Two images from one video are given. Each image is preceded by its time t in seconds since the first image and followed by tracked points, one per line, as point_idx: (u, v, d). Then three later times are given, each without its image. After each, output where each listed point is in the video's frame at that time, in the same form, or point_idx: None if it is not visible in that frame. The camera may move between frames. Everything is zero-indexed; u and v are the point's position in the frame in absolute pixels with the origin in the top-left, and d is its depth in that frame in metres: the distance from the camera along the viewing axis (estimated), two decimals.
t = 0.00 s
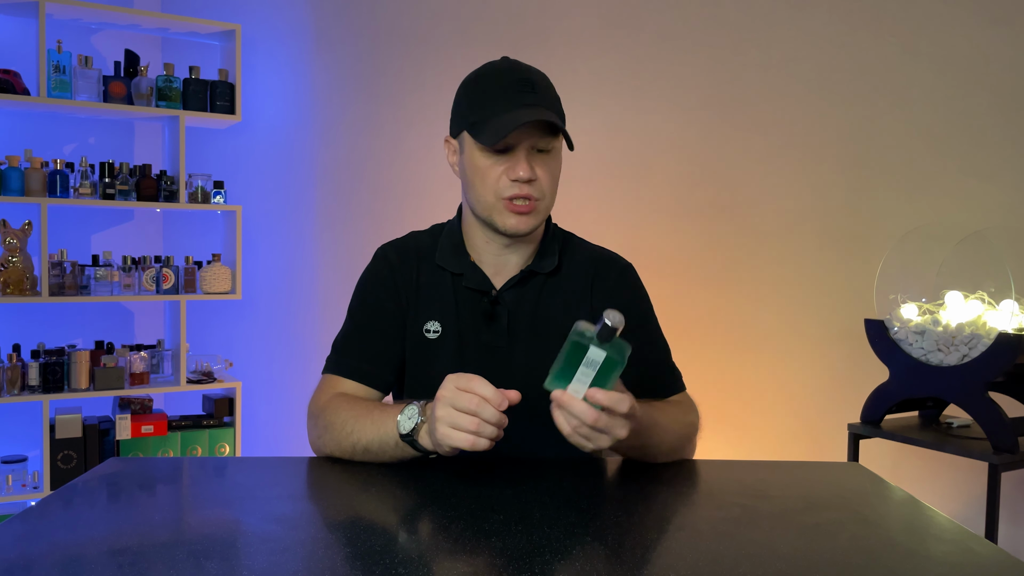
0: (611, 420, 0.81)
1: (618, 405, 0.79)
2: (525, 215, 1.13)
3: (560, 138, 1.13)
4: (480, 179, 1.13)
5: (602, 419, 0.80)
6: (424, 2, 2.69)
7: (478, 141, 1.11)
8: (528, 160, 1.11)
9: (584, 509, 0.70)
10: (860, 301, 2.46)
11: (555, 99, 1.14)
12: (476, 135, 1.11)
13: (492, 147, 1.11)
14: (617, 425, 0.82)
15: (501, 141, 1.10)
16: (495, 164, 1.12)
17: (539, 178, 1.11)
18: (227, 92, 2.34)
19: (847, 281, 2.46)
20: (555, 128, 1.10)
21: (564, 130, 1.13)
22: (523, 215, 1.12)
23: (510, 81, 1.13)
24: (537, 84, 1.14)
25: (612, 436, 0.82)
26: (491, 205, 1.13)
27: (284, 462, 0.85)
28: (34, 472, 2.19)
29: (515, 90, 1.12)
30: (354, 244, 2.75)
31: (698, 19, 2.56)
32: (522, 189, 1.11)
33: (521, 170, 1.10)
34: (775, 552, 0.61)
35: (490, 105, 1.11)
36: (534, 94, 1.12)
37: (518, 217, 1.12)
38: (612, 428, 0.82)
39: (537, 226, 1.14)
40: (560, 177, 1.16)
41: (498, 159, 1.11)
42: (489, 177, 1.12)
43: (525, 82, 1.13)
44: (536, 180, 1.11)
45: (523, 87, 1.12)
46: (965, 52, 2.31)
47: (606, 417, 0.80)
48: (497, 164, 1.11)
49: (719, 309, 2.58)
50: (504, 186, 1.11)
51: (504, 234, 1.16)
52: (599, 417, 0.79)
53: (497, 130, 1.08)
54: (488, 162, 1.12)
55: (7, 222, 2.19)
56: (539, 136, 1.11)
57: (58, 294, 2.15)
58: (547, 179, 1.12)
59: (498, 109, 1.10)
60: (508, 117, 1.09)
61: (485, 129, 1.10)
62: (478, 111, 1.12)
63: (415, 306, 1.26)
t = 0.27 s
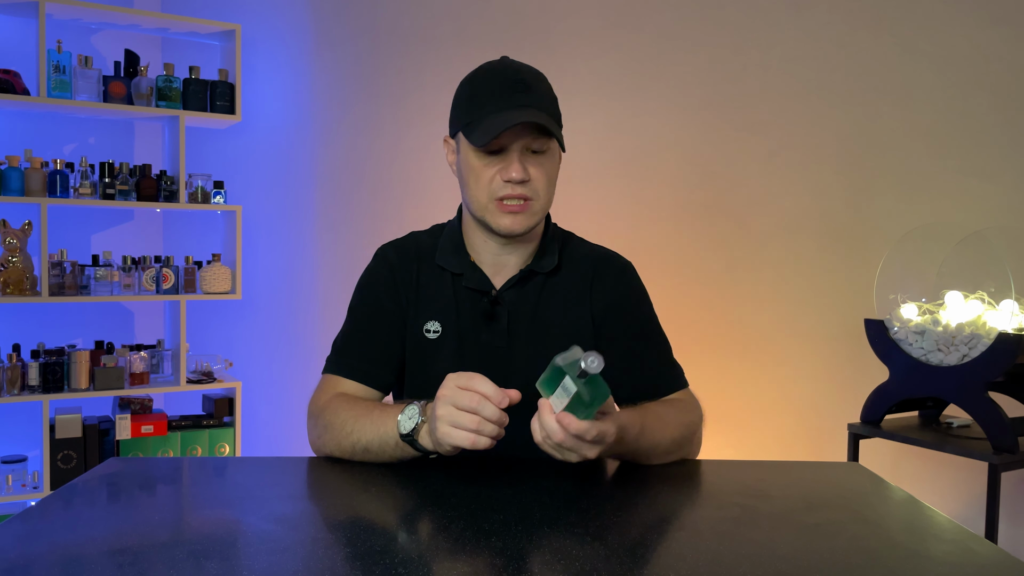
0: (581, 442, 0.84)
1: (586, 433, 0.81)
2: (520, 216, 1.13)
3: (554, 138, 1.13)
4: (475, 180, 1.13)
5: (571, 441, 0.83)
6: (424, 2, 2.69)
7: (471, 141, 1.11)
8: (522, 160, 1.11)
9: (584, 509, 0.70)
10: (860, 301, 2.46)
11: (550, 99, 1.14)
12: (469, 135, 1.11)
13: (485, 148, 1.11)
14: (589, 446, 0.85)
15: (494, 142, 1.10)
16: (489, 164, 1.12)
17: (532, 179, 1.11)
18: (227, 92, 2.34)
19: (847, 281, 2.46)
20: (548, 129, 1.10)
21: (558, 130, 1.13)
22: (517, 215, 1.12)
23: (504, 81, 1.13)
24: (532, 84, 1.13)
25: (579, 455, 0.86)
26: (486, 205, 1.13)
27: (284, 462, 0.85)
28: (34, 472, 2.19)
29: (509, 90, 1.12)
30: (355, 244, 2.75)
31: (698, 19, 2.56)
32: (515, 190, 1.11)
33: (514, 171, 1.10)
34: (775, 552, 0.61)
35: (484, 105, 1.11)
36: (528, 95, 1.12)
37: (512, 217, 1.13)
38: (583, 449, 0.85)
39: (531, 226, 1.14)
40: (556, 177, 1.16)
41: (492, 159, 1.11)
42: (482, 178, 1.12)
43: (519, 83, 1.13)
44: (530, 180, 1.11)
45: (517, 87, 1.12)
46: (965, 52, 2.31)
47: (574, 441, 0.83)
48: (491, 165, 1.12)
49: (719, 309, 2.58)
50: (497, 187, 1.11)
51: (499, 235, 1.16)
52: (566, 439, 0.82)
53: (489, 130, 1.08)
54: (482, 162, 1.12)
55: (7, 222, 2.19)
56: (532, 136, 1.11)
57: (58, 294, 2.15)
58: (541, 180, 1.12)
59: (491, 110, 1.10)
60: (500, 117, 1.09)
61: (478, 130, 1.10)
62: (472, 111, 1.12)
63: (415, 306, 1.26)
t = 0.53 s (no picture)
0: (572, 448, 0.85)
1: (573, 443, 0.82)
2: (517, 218, 1.13)
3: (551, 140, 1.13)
4: (472, 183, 1.13)
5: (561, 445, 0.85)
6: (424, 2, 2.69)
7: (468, 144, 1.11)
8: (519, 163, 1.11)
9: (584, 508, 0.70)
10: (860, 301, 2.46)
11: (546, 100, 1.14)
12: (466, 138, 1.11)
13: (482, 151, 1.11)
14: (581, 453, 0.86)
15: (491, 144, 1.10)
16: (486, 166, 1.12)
17: (529, 181, 1.11)
18: (227, 92, 2.34)
19: (847, 281, 2.46)
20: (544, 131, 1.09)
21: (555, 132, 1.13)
22: (515, 218, 1.13)
23: (499, 83, 1.13)
24: (528, 85, 1.13)
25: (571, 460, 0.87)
26: (483, 208, 1.13)
27: (284, 462, 0.85)
28: (34, 472, 2.19)
29: (505, 92, 1.11)
30: (354, 244, 2.75)
31: (698, 19, 2.56)
32: (512, 192, 1.11)
33: (511, 173, 1.10)
34: (775, 552, 0.61)
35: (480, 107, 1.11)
36: (524, 97, 1.11)
37: (510, 220, 1.13)
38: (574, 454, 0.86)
39: (529, 228, 1.14)
40: (553, 179, 1.16)
41: (489, 162, 1.11)
42: (479, 180, 1.12)
43: (515, 85, 1.13)
44: (527, 183, 1.11)
45: (513, 89, 1.12)
46: (965, 52, 2.31)
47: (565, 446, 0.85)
48: (488, 167, 1.12)
49: (719, 309, 2.58)
50: (495, 189, 1.11)
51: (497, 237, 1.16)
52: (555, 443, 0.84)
53: (486, 133, 1.08)
54: (479, 166, 1.12)
55: (7, 222, 2.19)
56: (529, 138, 1.11)
57: (58, 294, 2.15)
58: (538, 182, 1.12)
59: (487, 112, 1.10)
60: (497, 120, 1.09)
61: (474, 132, 1.10)
62: (468, 113, 1.12)
63: (414, 307, 1.26)
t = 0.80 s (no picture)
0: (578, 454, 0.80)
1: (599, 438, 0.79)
2: (514, 212, 1.12)
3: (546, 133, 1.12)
4: (469, 177, 1.13)
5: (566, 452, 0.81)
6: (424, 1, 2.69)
7: (463, 138, 1.11)
8: (515, 156, 1.11)
9: (584, 508, 0.70)
10: (860, 301, 2.46)
11: (542, 95, 1.14)
12: (461, 133, 1.11)
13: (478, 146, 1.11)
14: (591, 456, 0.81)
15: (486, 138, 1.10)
16: (482, 160, 1.12)
17: (525, 174, 1.11)
18: (227, 92, 2.34)
19: (847, 281, 2.46)
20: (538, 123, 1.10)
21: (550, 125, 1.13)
22: (511, 211, 1.12)
23: (494, 78, 1.13)
24: (523, 80, 1.13)
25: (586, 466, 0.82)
26: (480, 203, 1.13)
27: (284, 462, 0.85)
28: (34, 472, 2.19)
29: (499, 86, 1.12)
30: (354, 244, 2.75)
31: (698, 19, 2.56)
32: (508, 185, 1.11)
33: (507, 166, 1.10)
34: (775, 552, 0.61)
35: (474, 102, 1.11)
36: (519, 91, 1.12)
37: (506, 214, 1.12)
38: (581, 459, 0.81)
39: (526, 222, 1.13)
40: (550, 172, 1.15)
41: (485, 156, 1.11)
42: (476, 174, 1.12)
43: (510, 79, 1.13)
44: (523, 176, 1.11)
45: (508, 84, 1.12)
46: (965, 52, 2.31)
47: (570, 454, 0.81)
48: (484, 161, 1.12)
49: (719, 309, 2.58)
50: (491, 183, 1.11)
51: (495, 232, 1.15)
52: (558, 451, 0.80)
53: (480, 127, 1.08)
54: (475, 160, 1.12)
55: (7, 222, 2.19)
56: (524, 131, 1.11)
57: (58, 294, 2.15)
58: (534, 175, 1.11)
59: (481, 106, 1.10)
60: (491, 113, 1.09)
61: (469, 126, 1.10)
62: (464, 109, 1.12)
63: (415, 306, 1.26)
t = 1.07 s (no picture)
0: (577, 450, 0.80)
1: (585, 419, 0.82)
2: (501, 207, 1.12)
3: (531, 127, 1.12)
4: (457, 175, 1.14)
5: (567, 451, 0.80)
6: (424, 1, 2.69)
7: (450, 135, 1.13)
8: (500, 152, 1.11)
9: (584, 509, 0.70)
10: (860, 301, 2.46)
11: (528, 88, 1.14)
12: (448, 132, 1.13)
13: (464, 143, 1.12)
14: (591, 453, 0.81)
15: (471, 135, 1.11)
16: (469, 157, 1.13)
17: (510, 169, 1.11)
18: (227, 92, 2.34)
19: (847, 281, 2.46)
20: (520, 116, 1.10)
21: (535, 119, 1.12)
22: (498, 207, 1.12)
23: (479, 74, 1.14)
24: (508, 74, 1.13)
25: (591, 461, 0.81)
26: (469, 200, 1.14)
27: (284, 462, 0.85)
28: (34, 472, 2.19)
29: (483, 82, 1.12)
30: (354, 244, 2.75)
31: (698, 19, 2.56)
32: (494, 180, 1.11)
33: (491, 160, 1.10)
34: (775, 552, 0.61)
35: (458, 98, 1.12)
36: (503, 86, 1.12)
37: (494, 209, 1.13)
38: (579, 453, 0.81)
39: (515, 217, 1.13)
40: (540, 166, 1.15)
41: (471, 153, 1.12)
42: (463, 171, 1.13)
43: (495, 75, 1.13)
44: (507, 171, 1.11)
45: (492, 79, 1.12)
46: (965, 52, 2.31)
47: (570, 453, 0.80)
48: (470, 158, 1.13)
49: (719, 309, 2.58)
50: (477, 179, 1.12)
51: (486, 229, 1.15)
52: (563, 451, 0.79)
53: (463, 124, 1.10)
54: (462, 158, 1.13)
55: (7, 222, 2.19)
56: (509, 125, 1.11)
57: (58, 294, 2.15)
58: (519, 170, 1.11)
59: (465, 102, 1.11)
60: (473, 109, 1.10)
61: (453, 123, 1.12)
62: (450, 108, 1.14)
63: (415, 306, 1.26)
